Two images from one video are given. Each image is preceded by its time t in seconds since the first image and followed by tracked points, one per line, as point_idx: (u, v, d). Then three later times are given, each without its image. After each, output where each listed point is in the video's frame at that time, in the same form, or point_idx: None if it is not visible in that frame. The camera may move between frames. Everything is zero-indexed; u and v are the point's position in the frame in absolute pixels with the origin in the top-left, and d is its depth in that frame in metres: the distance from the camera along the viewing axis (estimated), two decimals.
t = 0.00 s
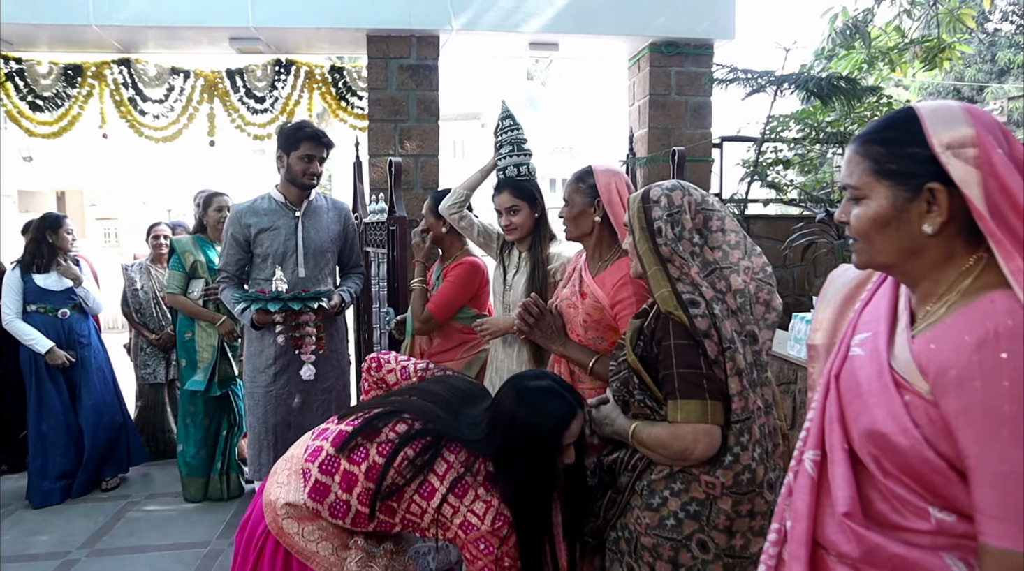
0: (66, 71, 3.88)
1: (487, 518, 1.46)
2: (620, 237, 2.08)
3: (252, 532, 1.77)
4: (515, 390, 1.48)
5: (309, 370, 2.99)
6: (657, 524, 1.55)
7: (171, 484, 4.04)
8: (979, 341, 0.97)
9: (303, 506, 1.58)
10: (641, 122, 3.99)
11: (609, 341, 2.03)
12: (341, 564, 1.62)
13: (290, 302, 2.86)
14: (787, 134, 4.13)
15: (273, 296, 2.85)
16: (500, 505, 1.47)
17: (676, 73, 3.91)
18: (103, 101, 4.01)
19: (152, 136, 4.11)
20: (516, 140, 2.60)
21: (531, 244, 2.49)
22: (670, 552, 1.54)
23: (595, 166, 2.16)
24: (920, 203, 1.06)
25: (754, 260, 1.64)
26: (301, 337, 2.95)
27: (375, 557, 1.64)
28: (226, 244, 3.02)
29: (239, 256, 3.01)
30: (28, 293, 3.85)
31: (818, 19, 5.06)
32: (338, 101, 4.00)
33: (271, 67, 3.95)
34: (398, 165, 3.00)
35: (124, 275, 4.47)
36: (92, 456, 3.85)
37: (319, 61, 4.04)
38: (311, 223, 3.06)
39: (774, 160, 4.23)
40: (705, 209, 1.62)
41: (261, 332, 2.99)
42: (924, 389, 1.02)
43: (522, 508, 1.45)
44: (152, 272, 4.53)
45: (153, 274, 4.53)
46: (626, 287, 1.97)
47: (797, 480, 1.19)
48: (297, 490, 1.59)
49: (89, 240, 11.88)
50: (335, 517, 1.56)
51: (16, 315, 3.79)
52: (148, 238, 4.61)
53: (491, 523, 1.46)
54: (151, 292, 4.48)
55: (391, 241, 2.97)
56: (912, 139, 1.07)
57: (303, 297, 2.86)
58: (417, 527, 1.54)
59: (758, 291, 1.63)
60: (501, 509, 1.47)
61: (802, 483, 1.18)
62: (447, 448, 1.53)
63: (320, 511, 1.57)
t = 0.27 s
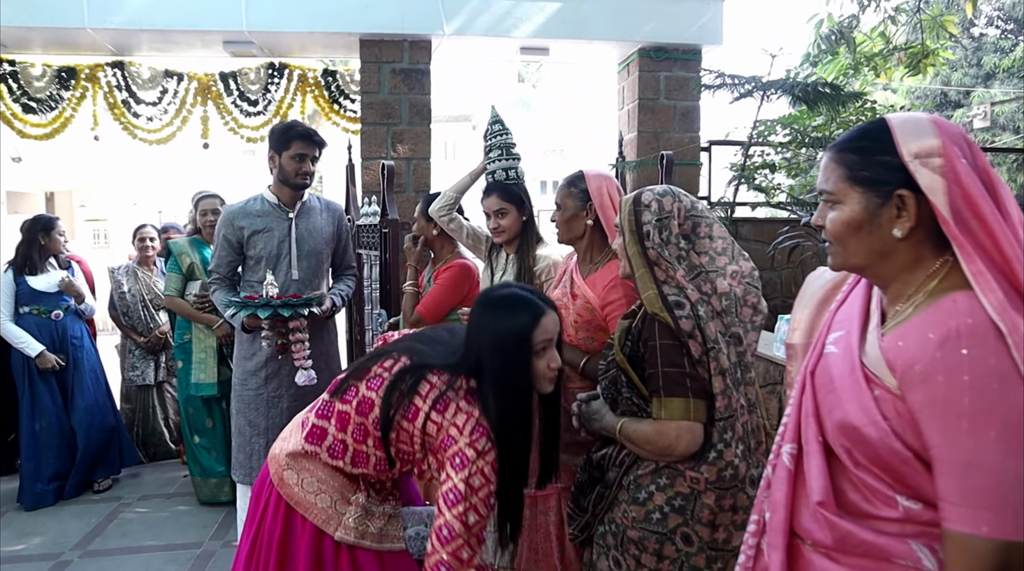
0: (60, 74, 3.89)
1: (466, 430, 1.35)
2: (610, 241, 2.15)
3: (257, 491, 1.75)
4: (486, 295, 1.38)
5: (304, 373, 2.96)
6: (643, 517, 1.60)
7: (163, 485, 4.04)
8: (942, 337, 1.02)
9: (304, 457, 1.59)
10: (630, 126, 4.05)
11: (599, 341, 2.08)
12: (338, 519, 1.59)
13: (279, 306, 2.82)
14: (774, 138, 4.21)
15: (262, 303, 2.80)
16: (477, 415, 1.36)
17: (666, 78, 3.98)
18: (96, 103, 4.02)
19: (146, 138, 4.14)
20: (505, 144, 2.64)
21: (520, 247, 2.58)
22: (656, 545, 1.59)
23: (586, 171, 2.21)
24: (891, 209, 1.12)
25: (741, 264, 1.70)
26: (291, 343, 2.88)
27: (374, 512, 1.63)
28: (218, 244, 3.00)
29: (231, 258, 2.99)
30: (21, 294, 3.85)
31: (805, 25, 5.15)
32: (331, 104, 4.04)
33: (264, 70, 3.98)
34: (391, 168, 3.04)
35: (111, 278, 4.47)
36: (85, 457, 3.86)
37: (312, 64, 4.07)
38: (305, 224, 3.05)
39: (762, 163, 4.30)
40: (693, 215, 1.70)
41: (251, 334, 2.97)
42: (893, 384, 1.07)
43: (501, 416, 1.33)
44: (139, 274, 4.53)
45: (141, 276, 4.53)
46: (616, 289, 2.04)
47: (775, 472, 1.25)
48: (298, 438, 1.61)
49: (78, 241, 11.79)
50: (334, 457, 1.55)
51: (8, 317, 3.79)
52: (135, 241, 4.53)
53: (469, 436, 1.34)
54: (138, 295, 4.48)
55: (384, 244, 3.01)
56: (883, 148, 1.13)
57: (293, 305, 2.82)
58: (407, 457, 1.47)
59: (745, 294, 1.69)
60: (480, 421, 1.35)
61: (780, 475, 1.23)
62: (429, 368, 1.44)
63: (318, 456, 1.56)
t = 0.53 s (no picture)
0: (51, 74, 3.89)
1: (421, 333, 1.44)
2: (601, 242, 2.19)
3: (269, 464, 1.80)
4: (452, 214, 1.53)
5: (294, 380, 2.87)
6: (629, 509, 1.65)
7: (155, 487, 4.04)
8: (908, 332, 1.08)
9: (305, 422, 1.65)
10: (620, 130, 4.11)
11: (590, 340, 2.14)
12: (337, 487, 1.59)
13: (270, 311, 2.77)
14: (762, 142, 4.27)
15: (251, 307, 2.74)
16: (433, 320, 1.46)
17: (655, 82, 4.04)
18: (88, 105, 4.03)
19: (139, 140, 4.12)
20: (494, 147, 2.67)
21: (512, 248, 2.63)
22: (640, 536, 1.63)
23: (577, 174, 2.26)
24: (862, 210, 1.17)
25: (728, 268, 1.78)
26: (280, 347, 2.81)
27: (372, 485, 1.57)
28: (203, 249, 2.97)
29: (217, 264, 2.96)
30: (14, 296, 3.84)
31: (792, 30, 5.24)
32: (324, 107, 4.06)
33: (257, 72, 4.01)
34: (383, 170, 3.07)
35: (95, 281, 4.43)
36: (79, 459, 3.85)
37: (305, 67, 4.09)
38: (291, 228, 3.03)
39: (750, 166, 4.36)
40: (682, 218, 1.76)
41: (238, 340, 2.90)
42: (864, 376, 1.12)
43: (457, 318, 1.45)
44: (123, 277, 4.47)
45: (125, 279, 4.48)
46: (606, 289, 2.09)
47: (755, 464, 1.29)
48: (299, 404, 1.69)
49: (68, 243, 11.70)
50: (330, 411, 1.61)
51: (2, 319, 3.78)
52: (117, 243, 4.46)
53: (423, 337, 1.43)
54: (123, 298, 4.44)
55: (377, 245, 3.03)
56: (854, 152, 1.18)
57: (284, 308, 2.78)
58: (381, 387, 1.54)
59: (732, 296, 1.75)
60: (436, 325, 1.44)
61: (759, 466, 1.28)
62: (401, 298, 1.55)
63: (316, 414, 1.63)
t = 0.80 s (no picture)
0: (40, 75, 3.89)
1: (376, 281, 1.55)
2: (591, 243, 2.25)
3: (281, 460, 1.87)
4: (418, 165, 1.64)
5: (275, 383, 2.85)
6: (613, 501, 1.71)
7: (148, 488, 4.04)
8: (875, 328, 1.14)
9: (308, 410, 1.75)
10: (610, 132, 4.17)
11: (579, 338, 2.19)
12: (340, 473, 1.63)
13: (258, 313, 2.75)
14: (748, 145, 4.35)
15: (239, 307, 2.73)
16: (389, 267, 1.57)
17: (644, 86, 4.10)
18: (79, 105, 4.03)
19: (130, 141, 4.10)
20: (488, 150, 2.73)
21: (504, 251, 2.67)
22: (623, 527, 1.68)
23: (567, 177, 2.31)
24: (833, 212, 1.23)
25: (713, 269, 1.84)
26: (266, 349, 2.80)
27: (376, 467, 1.62)
28: (181, 252, 2.92)
29: (197, 266, 2.93)
30: (8, 298, 3.84)
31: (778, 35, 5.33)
32: (316, 109, 4.10)
33: (249, 74, 4.02)
34: (376, 173, 3.11)
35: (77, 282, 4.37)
36: (72, 461, 3.85)
37: (296, 69, 4.12)
38: (272, 229, 3.01)
39: (736, 169, 4.43)
40: (672, 221, 1.82)
41: (222, 345, 2.85)
42: (834, 371, 1.18)
43: (416, 258, 1.54)
44: (107, 277, 4.45)
45: (109, 280, 4.44)
46: (595, 288, 2.15)
47: (734, 457, 1.35)
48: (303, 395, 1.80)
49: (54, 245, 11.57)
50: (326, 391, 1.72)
51: None
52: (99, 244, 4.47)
53: (378, 285, 1.53)
54: (107, 299, 4.39)
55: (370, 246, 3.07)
56: (827, 158, 1.24)
57: (271, 309, 2.76)
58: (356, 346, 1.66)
59: (719, 297, 1.80)
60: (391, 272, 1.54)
61: (738, 458, 1.34)
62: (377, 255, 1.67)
63: (317, 400, 1.74)
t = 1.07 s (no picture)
0: (30, 75, 3.90)
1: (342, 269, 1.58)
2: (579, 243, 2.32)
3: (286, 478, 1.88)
4: (392, 143, 1.64)
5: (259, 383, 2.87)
6: (597, 491, 1.77)
7: (140, 487, 4.06)
8: (841, 322, 1.21)
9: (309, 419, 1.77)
10: (598, 134, 4.25)
11: (568, 335, 2.26)
12: (344, 480, 1.65)
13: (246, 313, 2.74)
14: (734, 146, 4.43)
15: (225, 308, 2.72)
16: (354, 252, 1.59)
17: (632, 88, 4.17)
18: (69, 105, 4.03)
19: (120, 141, 4.16)
20: (480, 152, 2.79)
21: (493, 250, 2.75)
22: (605, 515, 1.75)
23: (555, 179, 2.38)
24: (804, 214, 1.30)
25: (697, 269, 1.91)
26: (254, 349, 2.82)
27: (381, 471, 1.64)
28: (160, 252, 2.90)
29: (176, 267, 2.90)
30: (6, 298, 3.84)
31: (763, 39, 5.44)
32: (308, 110, 4.13)
33: (240, 75, 4.05)
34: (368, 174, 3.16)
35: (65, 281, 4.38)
36: (68, 460, 3.88)
37: (288, 69, 4.15)
38: (252, 229, 3.00)
39: (723, 170, 4.56)
40: (658, 222, 1.89)
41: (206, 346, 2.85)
42: (803, 363, 1.25)
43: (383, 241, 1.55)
44: (96, 275, 4.45)
45: (98, 278, 4.45)
46: (584, 287, 2.23)
47: (711, 445, 1.43)
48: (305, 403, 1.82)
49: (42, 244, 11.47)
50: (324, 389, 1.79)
51: None
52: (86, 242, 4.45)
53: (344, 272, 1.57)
54: (96, 297, 4.41)
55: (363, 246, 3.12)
56: (798, 163, 1.31)
57: (258, 309, 2.76)
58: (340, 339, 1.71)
59: (703, 296, 1.87)
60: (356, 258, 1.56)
61: (715, 446, 1.41)
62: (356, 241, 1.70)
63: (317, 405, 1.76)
